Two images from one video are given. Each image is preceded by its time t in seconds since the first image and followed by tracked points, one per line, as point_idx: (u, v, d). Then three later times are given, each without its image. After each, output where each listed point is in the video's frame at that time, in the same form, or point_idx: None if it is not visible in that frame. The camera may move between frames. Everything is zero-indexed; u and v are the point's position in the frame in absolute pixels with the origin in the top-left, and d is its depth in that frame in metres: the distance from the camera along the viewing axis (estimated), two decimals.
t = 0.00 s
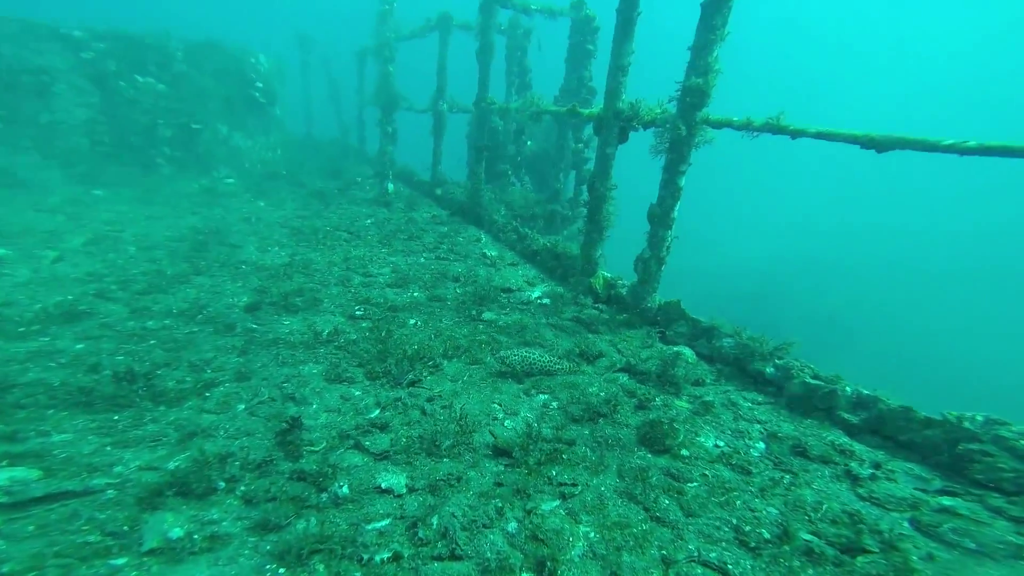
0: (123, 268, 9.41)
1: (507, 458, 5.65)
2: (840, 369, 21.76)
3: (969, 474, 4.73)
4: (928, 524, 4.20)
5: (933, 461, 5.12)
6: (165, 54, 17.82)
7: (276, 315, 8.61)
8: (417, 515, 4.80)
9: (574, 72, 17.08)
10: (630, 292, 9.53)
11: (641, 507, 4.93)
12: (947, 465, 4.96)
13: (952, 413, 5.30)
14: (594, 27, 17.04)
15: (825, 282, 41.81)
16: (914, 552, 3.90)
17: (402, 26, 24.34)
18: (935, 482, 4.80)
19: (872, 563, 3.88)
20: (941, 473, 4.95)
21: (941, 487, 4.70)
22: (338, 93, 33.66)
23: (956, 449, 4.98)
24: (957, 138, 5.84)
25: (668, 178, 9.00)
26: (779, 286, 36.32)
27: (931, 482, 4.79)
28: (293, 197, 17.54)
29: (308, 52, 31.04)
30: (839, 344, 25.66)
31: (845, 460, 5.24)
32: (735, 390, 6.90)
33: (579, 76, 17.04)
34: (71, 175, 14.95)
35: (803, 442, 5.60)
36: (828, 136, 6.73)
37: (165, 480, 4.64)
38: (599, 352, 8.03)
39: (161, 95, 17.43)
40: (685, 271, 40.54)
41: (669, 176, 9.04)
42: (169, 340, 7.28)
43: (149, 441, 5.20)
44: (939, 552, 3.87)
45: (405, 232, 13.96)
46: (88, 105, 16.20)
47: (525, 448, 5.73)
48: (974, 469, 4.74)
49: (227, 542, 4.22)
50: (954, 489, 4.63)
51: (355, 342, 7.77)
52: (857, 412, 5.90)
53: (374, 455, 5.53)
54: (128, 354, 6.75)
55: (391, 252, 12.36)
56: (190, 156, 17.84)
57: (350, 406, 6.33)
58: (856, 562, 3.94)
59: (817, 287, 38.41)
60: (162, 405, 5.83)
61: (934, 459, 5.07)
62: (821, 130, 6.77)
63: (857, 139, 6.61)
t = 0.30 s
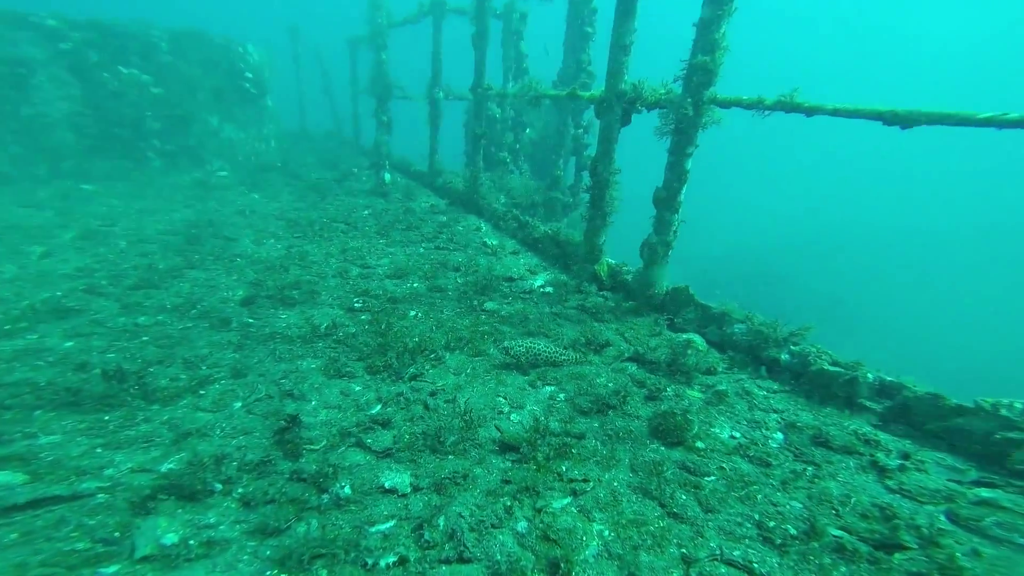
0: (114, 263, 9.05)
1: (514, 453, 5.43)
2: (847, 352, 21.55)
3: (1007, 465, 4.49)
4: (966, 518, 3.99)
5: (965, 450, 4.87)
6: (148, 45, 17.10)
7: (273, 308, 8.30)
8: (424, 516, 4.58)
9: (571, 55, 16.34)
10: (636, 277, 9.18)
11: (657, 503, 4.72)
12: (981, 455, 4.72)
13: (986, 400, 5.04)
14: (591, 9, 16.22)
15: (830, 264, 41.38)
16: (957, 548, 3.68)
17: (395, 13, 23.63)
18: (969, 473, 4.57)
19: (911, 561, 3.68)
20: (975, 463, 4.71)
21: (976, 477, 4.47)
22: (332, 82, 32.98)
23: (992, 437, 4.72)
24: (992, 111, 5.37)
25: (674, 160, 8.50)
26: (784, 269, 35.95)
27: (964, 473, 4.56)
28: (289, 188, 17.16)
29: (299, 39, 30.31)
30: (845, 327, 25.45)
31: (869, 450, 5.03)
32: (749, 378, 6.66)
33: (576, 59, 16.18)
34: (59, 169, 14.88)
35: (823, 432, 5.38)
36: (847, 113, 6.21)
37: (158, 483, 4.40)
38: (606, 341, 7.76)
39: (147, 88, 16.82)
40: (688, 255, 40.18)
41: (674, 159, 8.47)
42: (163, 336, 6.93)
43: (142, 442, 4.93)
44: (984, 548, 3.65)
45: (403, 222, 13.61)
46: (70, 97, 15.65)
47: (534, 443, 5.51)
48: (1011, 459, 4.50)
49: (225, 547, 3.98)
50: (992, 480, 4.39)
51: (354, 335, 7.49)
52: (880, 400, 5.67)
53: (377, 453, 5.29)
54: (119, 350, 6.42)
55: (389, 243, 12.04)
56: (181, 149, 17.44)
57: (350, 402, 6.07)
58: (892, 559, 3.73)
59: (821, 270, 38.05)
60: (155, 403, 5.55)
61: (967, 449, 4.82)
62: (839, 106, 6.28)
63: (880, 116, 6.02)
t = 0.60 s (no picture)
0: (94, 257, 8.64)
1: (513, 455, 5.18)
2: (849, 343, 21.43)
3: None
4: (995, 521, 3.76)
5: (989, 449, 4.66)
6: (127, 33, 16.58)
7: (262, 303, 7.92)
8: (418, 523, 4.31)
9: (567, 43, 15.68)
10: (636, 271, 8.85)
11: (664, 506, 4.49)
12: (1006, 455, 4.51)
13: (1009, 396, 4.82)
14: None
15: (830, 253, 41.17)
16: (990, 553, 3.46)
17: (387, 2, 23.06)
18: (995, 472, 4.34)
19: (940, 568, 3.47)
20: (998, 463, 4.50)
21: (1003, 477, 4.24)
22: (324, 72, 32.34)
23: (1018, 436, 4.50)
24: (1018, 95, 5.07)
25: (674, 149, 7.94)
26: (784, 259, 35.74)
27: (990, 473, 4.33)
28: (279, 181, 16.75)
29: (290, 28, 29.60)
30: (847, 316, 25.26)
31: (883, 449, 4.82)
32: (755, 373, 6.42)
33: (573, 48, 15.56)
34: (38, 160, 14.31)
35: (835, 429, 5.16)
36: (862, 97, 5.91)
37: (132, 491, 4.09)
38: (607, 336, 7.49)
39: (128, 77, 16.29)
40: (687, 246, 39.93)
41: (675, 147, 7.92)
42: (144, 334, 6.49)
43: (117, 447, 4.60)
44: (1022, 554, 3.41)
45: (397, 215, 13.27)
46: (47, 87, 15.18)
47: (533, 444, 5.25)
48: None
49: (203, 560, 3.69)
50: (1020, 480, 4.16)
51: (345, 332, 7.16)
52: (894, 396, 5.46)
53: (368, 455, 5.00)
54: (95, 349, 6.00)
55: (383, 236, 11.69)
56: (167, 141, 16.96)
57: (341, 401, 5.75)
58: (919, 566, 3.52)
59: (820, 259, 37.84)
60: (132, 405, 5.20)
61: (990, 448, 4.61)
62: (853, 90, 5.98)
63: (898, 100, 5.71)
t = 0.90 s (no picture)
0: (73, 259, 8.27)
1: (510, 465, 4.96)
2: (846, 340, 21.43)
3: None
4: None
5: (1007, 455, 4.47)
6: (109, 30, 16.10)
7: (249, 306, 7.63)
8: (410, 539, 4.04)
9: (562, 39, 15.36)
10: (635, 270, 8.62)
11: (668, 518, 4.27)
12: None
13: None
14: None
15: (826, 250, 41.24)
16: None
17: None
18: (1017, 481, 4.15)
19: None
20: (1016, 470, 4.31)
21: None
22: (316, 72, 32.01)
23: None
24: None
25: (674, 145, 7.68)
26: (780, 256, 35.76)
27: (1011, 482, 4.14)
28: (271, 181, 16.42)
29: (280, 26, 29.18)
30: (845, 313, 25.21)
31: (895, 455, 4.63)
32: (759, 376, 6.23)
33: (569, 44, 15.30)
34: (16, 162, 13.25)
35: (843, 434, 4.97)
36: (871, 89, 5.71)
37: (99, 507, 3.66)
38: (606, 338, 7.27)
39: (113, 75, 15.95)
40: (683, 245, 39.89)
41: (675, 143, 7.67)
42: (124, 339, 6.10)
43: (87, 458, 4.14)
44: None
45: (390, 215, 13.02)
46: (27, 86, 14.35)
47: (530, 454, 5.04)
48: None
49: None
50: None
51: (335, 336, 6.89)
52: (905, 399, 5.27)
53: (357, 465, 4.72)
54: (70, 354, 5.62)
55: (376, 237, 11.45)
56: (154, 141, 16.55)
57: (330, 408, 5.48)
58: None
59: (817, 256, 37.82)
60: (105, 414, 4.76)
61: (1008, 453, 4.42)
62: (861, 82, 5.78)
63: (910, 92, 5.54)
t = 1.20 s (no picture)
0: (50, 258, 7.99)
1: (503, 470, 4.76)
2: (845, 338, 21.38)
3: None
4: None
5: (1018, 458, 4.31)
6: (89, 24, 15.78)
7: (235, 306, 7.38)
8: (397, 551, 3.82)
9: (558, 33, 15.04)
10: (632, 267, 8.43)
11: (668, 526, 4.09)
12: None
13: None
14: None
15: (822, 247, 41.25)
16: None
17: None
18: None
19: None
20: None
21: None
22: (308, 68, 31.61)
23: None
24: None
25: (672, 140, 7.46)
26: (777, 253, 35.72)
27: None
28: (262, 178, 16.11)
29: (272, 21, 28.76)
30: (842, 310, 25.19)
31: (902, 459, 4.47)
32: (759, 377, 6.06)
33: (564, 37, 14.89)
34: None
35: (848, 436, 4.81)
36: (876, 82, 5.54)
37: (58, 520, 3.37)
38: (603, 338, 7.09)
39: (94, 70, 15.61)
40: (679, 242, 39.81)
41: (673, 138, 7.46)
42: (100, 340, 5.84)
43: (51, 467, 3.85)
44: None
45: (382, 212, 12.77)
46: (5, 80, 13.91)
47: (524, 459, 4.84)
48: None
49: None
50: None
51: (324, 337, 6.66)
52: (911, 401, 5.11)
53: (343, 473, 4.50)
54: (41, 356, 5.33)
55: (368, 234, 11.21)
56: (140, 136, 16.11)
57: (316, 412, 5.26)
58: None
59: (813, 253, 37.71)
60: (74, 420, 4.46)
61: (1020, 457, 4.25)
62: (866, 74, 5.61)
63: (917, 85, 5.38)
